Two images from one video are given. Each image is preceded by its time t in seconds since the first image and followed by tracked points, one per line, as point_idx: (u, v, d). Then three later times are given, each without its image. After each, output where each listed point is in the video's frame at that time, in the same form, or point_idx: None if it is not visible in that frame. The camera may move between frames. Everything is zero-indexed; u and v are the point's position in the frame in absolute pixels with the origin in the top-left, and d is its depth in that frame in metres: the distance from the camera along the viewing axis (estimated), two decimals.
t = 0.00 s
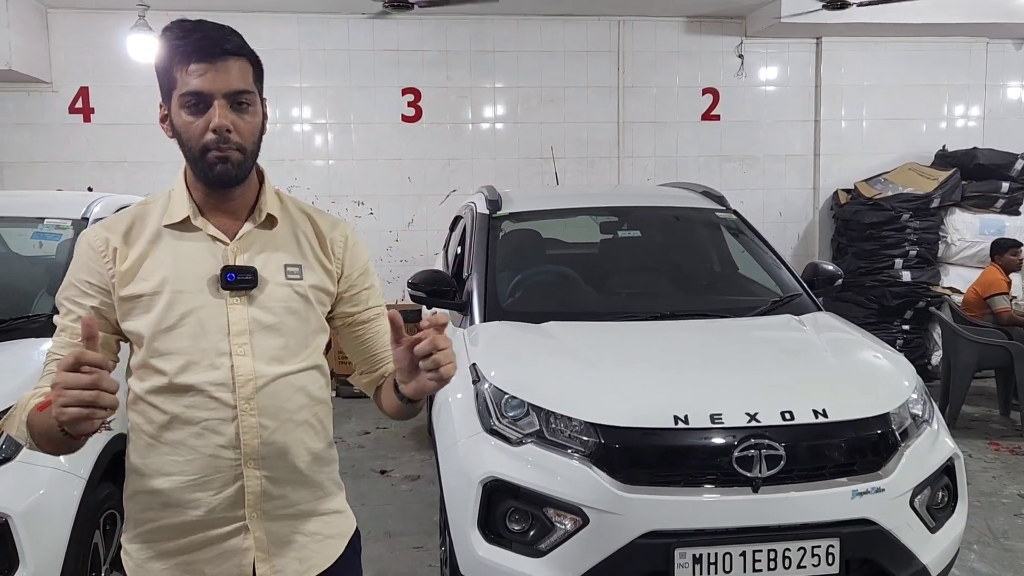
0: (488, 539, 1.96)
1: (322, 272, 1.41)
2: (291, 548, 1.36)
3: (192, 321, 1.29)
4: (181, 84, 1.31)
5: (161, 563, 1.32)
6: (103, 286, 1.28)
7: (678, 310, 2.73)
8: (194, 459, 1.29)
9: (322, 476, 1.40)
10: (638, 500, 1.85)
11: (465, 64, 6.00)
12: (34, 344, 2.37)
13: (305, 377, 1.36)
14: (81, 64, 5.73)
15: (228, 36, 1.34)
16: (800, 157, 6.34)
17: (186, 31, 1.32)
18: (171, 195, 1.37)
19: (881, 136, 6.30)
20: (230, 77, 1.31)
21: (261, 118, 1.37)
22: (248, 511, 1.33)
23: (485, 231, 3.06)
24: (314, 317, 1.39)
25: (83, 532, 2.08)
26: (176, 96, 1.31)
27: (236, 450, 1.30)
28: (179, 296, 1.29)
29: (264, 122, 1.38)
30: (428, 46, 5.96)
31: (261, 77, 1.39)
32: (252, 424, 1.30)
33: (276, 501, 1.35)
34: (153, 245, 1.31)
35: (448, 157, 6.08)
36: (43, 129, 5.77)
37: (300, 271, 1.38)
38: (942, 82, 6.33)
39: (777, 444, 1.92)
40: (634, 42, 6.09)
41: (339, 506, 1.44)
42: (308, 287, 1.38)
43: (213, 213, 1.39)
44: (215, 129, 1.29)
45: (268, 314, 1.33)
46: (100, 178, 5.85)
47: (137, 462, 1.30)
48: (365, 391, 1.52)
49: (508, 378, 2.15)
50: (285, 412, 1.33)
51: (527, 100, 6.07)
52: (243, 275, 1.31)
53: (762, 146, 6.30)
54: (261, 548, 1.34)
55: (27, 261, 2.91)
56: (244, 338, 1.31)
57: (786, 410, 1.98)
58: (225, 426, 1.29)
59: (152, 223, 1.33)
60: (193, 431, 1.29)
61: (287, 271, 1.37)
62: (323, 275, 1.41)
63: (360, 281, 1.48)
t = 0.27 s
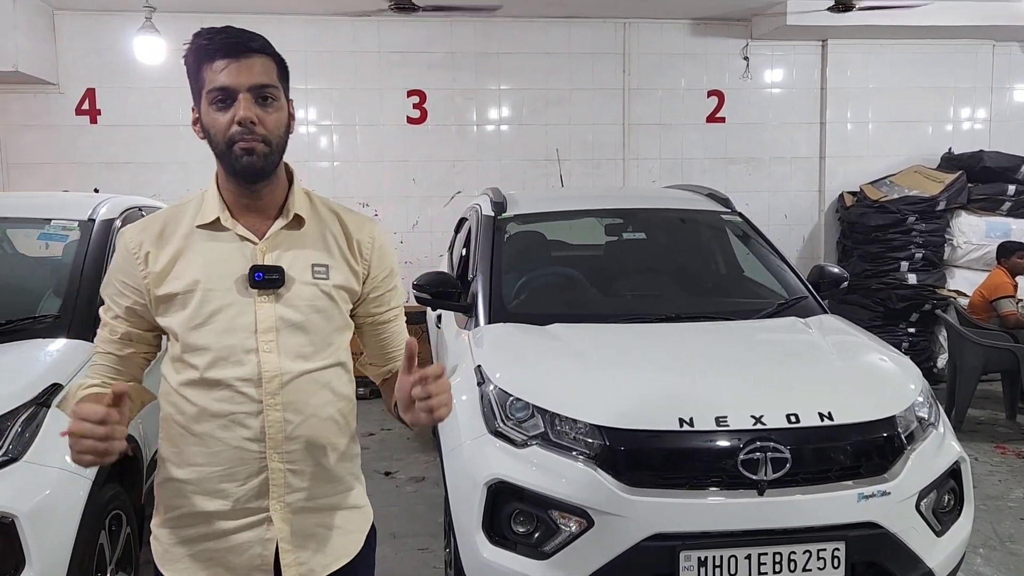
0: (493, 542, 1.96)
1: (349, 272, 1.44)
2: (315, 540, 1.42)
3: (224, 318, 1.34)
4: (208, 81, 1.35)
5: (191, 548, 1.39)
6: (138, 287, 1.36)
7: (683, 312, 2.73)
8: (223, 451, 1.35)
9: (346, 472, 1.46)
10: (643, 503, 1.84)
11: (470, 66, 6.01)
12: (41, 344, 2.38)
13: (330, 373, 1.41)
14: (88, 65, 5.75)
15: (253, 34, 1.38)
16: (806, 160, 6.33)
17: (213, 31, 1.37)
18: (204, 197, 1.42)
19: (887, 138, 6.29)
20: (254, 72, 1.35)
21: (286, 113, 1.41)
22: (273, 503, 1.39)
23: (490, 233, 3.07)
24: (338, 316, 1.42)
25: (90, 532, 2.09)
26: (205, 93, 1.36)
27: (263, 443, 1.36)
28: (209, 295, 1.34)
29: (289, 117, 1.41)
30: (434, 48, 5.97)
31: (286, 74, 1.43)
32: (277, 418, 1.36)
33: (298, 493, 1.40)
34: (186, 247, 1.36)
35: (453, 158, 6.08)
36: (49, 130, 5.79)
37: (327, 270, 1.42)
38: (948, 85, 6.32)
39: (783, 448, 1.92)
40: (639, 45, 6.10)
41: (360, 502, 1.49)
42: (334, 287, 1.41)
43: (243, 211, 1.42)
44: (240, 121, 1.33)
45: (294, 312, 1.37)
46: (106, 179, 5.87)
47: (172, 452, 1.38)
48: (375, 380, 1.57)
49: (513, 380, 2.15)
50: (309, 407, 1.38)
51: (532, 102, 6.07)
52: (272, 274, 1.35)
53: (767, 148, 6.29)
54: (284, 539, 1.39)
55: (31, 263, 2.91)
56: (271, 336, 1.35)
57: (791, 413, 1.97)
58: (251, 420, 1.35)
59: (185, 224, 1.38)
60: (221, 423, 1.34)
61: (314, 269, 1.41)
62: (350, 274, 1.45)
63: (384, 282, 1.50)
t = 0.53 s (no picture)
0: (494, 544, 1.95)
1: (372, 275, 1.48)
2: (341, 522, 1.47)
3: (254, 315, 1.37)
4: (255, 91, 1.37)
5: (217, 531, 1.43)
6: (174, 281, 1.38)
7: (687, 313, 2.72)
8: (250, 441, 1.39)
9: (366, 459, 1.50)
10: (645, 505, 1.83)
11: (472, 66, 6.00)
12: (42, 344, 2.38)
13: (354, 367, 1.45)
14: (90, 65, 5.76)
15: (302, 48, 1.40)
16: (809, 160, 6.31)
17: (265, 42, 1.39)
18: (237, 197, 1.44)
19: (891, 139, 6.27)
20: (301, 86, 1.38)
21: (326, 127, 1.43)
22: (296, 491, 1.43)
23: (492, 233, 3.06)
24: (360, 316, 1.46)
25: (91, 533, 2.08)
26: (251, 100, 1.38)
27: (286, 435, 1.39)
28: (239, 293, 1.37)
29: (328, 131, 1.44)
30: (436, 48, 5.96)
31: (330, 88, 1.45)
32: (301, 411, 1.39)
33: (321, 480, 1.44)
34: (218, 245, 1.39)
35: (455, 159, 6.08)
36: (51, 129, 5.79)
37: (351, 272, 1.45)
38: (952, 86, 6.30)
39: (786, 449, 1.90)
40: (641, 44, 6.08)
41: (379, 486, 1.54)
42: (357, 288, 1.45)
43: (274, 214, 1.44)
44: (283, 134, 1.36)
45: (319, 311, 1.40)
46: (108, 179, 5.87)
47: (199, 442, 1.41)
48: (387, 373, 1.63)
49: (514, 381, 2.14)
50: (332, 401, 1.42)
51: (534, 102, 6.06)
52: (299, 275, 1.38)
53: (770, 148, 6.28)
54: (308, 525, 1.44)
55: (32, 262, 2.90)
56: (296, 333, 1.39)
57: (795, 414, 1.96)
58: (276, 412, 1.38)
59: (217, 222, 1.41)
60: (248, 416, 1.38)
61: (339, 271, 1.43)
62: (373, 277, 1.48)
63: (406, 285, 1.54)
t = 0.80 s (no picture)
0: (493, 543, 1.95)
1: (380, 276, 1.55)
2: (350, 509, 1.53)
3: (266, 313, 1.46)
4: (285, 97, 1.47)
5: (236, 517, 1.50)
6: (196, 278, 1.47)
7: (686, 312, 2.72)
8: (264, 432, 1.47)
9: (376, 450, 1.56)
10: (644, 504, 1.83)
11: (471, 65, 6.00)
12: (41, 343, 2.37)
13: (361, 362, 1.52)
14: (89, 63, 5.75)
15: (331, 60, 1.49)
16: (808, 160, 6.31)
17: (297, 52, 1.48)
18: (257, 197, 1.53)
19: (890, 138, 6.27)
20: (328, 96, 1.47)
21: (347, 135, 1.52)
22: (308, 479, 1.50)
23: (491, 232, 3.06)
24: (368, 315, 1.53)
25: (90, 532, 2.08)
26: (280, 106, 1.47)
27: (297, 426, 1.47)
28: (254, 290, 1.46)
29: (349, 139, 1.54)
30: (435, 46, 5.95)
31: (353, 99, 1.55)
32: (310, 404, 1.47)
33: (331, 468, 1.51)
34: (236, 245, 1.48)
35: (454, 158, 6.07)
36: (50, 128, 5.78)
37: (360, 273, 1.52)
38: (951, 85, 6.30)
39: (785, 448, 1.90)
40: (641, 43, 6.08)
41: (394, 473, 1.61)
42: (365, 289, 1.52)
43: (291, 213, 1.53)
44: (309, 139, 1.45)
45: (328, 309, 1.48)
46: (107, 178, 5.87)
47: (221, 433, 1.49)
48: (403, 372, 1.71)
49: (513, 380, 2.14)
50: (340, 394, 1.49)
51: (534, 101, 6.06)
52: (311, 275, 1.47)
53: (769, 147, 6.28)
54: (319, 511, 1.51)
55: (30, 261, 2.90)
56: (306, 330, 1.47)
57: (794, 414, 1.96)
58: (287, 405, 1.46)
59: (236, 222, 1.49)
60: (261, 408, 1.46)
61: (348, 272, 1.51)
62: (381, 279, 1.56)
63: (413, 288, 1.61)
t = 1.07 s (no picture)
0: (491, 541, 1.94)
1: (380, 268, 1.54)
2: (348, 499, 1.52)
3: (269, 304, 1.45)
4: (284, 95, 1.45)
5: (236, 503, 1.49)
6: (198, 271, 1.46)
7: (685, 309, 2.71)
8: (264, 419, 1.46)
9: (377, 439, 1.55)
10: (642, 502, 1.83)
11: (469, 61, 5.98)
12: (36, 341, 2.36)
13: (360, 353, 1.51)
14: (85, 60, 5.73)
15: (330, 59, 1.48)
16: (807, 156, 6.30)
17: (296, 51, 1.47)
18: (258, 193, 1.52)
19: (888, 134, 6.26)
20: (327, 94, 1.46)
21: (345, 132, 1.52)
22: (308, 467, 1.49)
23: (489, 229, 3.04)
24: (368, 306, 1.52)
25: (86, 531, 2.07)
26: (279, 103, 1.46)
27: (298, 415, 1.46)
28: (256, 283, 1.45)
29: (348, 136, 1.53)
30: (432, 43, 5.94)
31: (351, 97, 1.54)
32: (312, 393, 1.46)
33: (332, 457, 1.50)
34: (238, 238, 1.47)
35: (452, 154, 6.05)
36: (46, 126, 5.76)
37: (360, 265, 1.52)
38: (950, 81, 6.29)
39: (784, 446, 1.90)
40: (639, 39, 6.06)
41: (392, 462, 1.59)
42: (365, 281, 1.51)
43: (292, 209, 1.52)
44: (308, 136, 1.44)
45: (330, 301, 1.48)
46: (103, 175, 5.85)
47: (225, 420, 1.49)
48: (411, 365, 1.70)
49: (511, 378, 2.12)
50: (341, 383, 1.48)
51: (531, 97, 6.04)
52: (313, 267, 1.46)
53: (768, 144, 6.27)
54: (317, 498, 1.50)
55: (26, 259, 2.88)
56: (308, 320, 1.46)
57: (792, 411, 1.95)
58: (289, 393, 1.45)
59: (238, 217, 1.49)
60: (263, 396, 1.45)
61: (348, 264, 1.50)
62: (381, 271, 1.55)
63: (413, 281, 1.60)
